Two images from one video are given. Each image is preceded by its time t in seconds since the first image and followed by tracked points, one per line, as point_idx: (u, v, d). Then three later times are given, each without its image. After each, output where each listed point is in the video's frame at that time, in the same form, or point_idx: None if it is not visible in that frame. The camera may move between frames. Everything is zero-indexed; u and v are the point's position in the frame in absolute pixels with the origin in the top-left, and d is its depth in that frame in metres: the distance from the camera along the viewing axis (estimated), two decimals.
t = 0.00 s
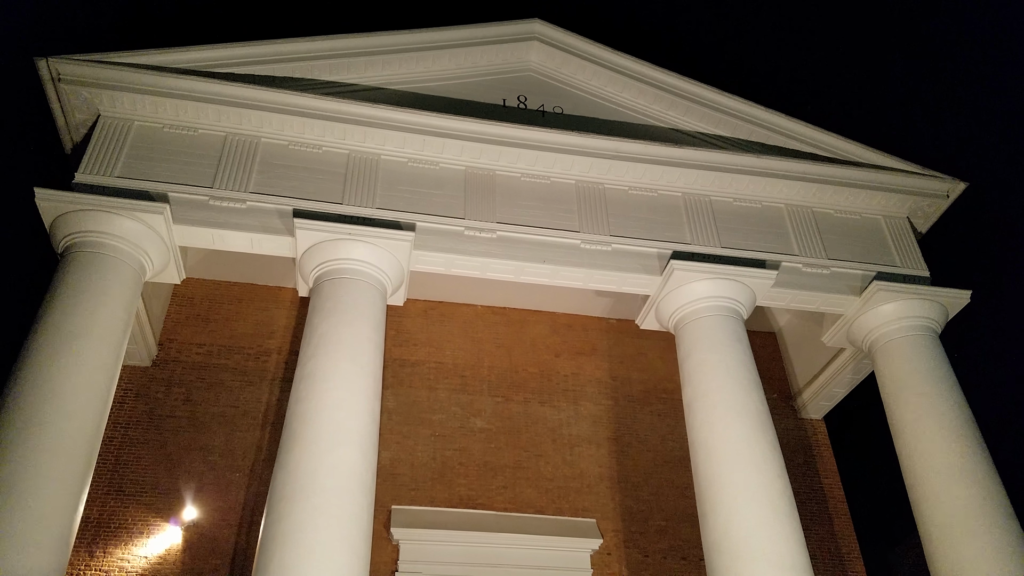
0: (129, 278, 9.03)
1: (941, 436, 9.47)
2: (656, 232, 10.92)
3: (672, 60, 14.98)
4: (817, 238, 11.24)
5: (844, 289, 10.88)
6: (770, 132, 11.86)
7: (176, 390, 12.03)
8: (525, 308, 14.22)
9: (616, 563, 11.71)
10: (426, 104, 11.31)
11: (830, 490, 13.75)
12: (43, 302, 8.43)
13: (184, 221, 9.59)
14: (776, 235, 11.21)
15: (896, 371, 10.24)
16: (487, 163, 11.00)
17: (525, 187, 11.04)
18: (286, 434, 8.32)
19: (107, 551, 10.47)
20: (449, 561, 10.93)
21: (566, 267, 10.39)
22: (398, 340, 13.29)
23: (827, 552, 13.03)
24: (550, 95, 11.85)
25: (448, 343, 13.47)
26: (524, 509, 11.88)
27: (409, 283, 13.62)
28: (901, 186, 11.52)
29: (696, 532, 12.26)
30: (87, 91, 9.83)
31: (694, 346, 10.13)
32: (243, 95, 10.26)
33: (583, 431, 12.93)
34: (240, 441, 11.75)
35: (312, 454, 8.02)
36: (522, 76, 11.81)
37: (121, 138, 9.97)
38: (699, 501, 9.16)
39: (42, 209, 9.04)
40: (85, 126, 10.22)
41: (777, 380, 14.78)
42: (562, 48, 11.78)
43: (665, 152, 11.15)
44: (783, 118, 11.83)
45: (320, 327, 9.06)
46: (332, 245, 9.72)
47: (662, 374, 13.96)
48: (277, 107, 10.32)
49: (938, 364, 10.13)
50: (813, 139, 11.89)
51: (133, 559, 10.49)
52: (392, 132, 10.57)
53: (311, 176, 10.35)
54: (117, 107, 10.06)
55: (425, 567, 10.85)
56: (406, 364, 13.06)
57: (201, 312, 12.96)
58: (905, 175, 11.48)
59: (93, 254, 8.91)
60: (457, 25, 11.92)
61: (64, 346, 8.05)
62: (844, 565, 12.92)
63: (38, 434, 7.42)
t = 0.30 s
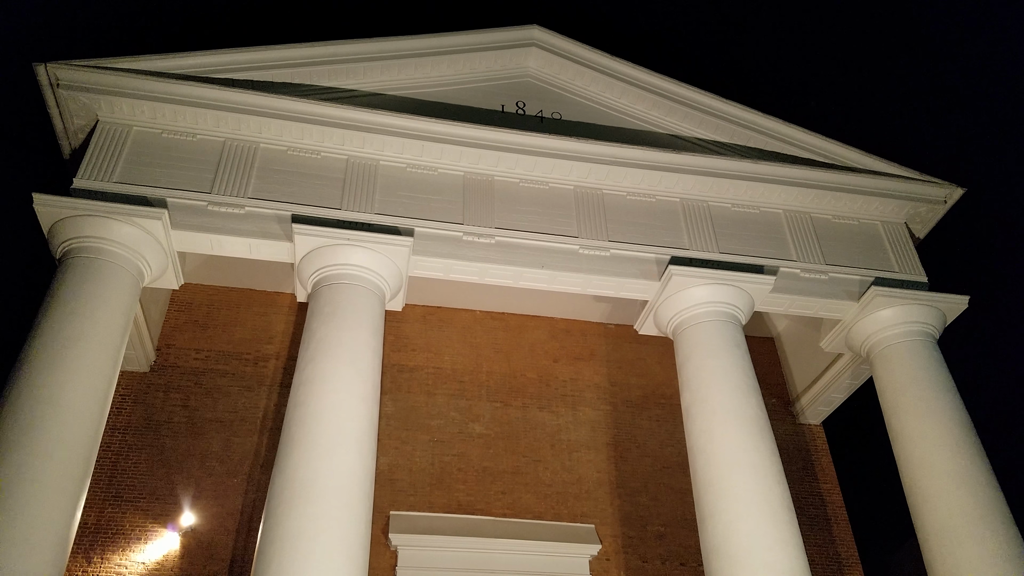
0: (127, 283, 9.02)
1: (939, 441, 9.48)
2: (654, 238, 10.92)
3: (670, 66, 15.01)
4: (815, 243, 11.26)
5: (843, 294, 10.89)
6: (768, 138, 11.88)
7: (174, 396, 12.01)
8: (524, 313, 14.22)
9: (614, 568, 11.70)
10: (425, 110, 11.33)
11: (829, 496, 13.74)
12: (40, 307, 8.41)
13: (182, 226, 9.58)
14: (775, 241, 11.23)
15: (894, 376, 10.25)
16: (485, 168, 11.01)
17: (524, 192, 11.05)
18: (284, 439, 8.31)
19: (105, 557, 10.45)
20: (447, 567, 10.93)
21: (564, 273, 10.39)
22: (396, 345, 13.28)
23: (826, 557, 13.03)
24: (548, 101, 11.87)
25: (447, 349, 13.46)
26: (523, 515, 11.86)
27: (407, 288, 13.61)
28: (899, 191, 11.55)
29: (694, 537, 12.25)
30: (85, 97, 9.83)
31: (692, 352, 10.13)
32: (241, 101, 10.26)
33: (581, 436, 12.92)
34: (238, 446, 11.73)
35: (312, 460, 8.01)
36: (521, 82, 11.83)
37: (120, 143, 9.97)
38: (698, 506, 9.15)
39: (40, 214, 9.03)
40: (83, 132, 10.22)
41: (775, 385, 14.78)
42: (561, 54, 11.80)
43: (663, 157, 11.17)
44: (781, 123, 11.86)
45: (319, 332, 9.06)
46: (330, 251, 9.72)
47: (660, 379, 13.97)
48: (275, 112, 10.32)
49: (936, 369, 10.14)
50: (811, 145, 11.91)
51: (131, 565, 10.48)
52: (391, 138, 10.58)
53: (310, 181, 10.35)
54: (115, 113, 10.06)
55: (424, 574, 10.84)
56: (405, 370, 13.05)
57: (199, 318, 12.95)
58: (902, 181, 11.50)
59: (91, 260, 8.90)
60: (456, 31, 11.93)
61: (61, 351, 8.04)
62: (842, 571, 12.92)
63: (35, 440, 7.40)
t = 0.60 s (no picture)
0: (127, 286, 9.01)
1: (939, 443, 9.47)
2: (654, 240, 10.92)
3: (670, 68, 15.02)
4: (814, 246, 11.25)
5: (843, 297, 10.89)
6: (767, 140, 11.89)
7: (173, 399, 12.01)
8: (524, 315, 14.22)
9: (614, 571, 11.69)
10: (425, 112, 11.32)
11: (829, 498, 13.73)
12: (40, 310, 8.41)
13: (182, 229, 9.58)
14: (774, 243, 11.23)
15: (894, 379, 10.24)
16: (485, 171, 11.00)
17: (523, 195, 11.05)
18: (284, 442, 8.30)
19: (105, 560, 10.44)
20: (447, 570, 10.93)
21: (564, 275, 10.39)
22: (396, 348, 13.28)
23: (826, 560, 13.02)
24: (548, 104, 11.87)
25: (447, 351, 13.46)
26: (523, 518, 11.85)
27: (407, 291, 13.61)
28: (898, 194, 11.55)
29: (694, 540, 12.24)
30: (85, 100, 9.83)
31: (692, 355, 10.12)
32: (240, 104, 10.26)
33: (581, 439, 12.92)
34: (237, 449, 11.72)
35: (311, 462, 8.01)
36: (520, 84, 11.84)
37: (119, 146, 9.97)
38: (698, 509, 9.14)
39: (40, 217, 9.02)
40: (83, 134, 10.22)
41: (775, 388, 14.77)
42: (560, 57, 11.81)
43: (663, 160, 11.18)
44: (781, 126, 11.87)
45: (318, 336, 9.05)
46: (330, 254, 9.71)
47: (660, 381, 13.96)
48: (274, 115, 10.33)
49: (936, 371, 10.13)
50: (810, 147, 11.92)
51: (130, 568, 10.47)
52: (391, 140, 10.59)
53: (309, 184, 10.35)
54: (115, 116, 10.05)
55: None
56: (405, 372, 13.05)
57: (198, 321, 12.94)
58: (901, 183, 11.51)
59: (91, 263, 8.89)
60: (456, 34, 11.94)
61: (61, 354, 8.03)
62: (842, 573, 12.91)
63: (34, 443, 7.39)
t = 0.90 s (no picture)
0: (126, 288, 9.01)
1: (939, 443, 9.47)
2: (653, 241, 10.92)
3: (669, 69, 15.03)
4: (813, 246, 11.26)
5: (841, 297, 10.89)
6: (766, 141, 11.90)
7: (173, 400, 12.01)
8: (524, 316, 14.22)
9: (614, 571, 11.69)
10: (424, 113, 11.32)
11: (829, 498, 13.73)
12: (40, 312, 8.41)
13: (181, 230, 9.57)
14: (774, 244, 11.23)
15: (893, 379, 10.24)
16: (485, 172, 11.01)
17: (522, 195, 11.05)
18: (284, 443, 8.31)
19: (105, 561, 10.45)
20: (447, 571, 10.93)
21: (563, 276, 10.39)
22: (396, 349, 13.28)
23: (825, 560, 13.02)
24: (547, 105, 11.87)
25: (446, 353, 13.46)
26: (522, 518, 11.86)
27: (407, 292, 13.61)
28: (896, 194, 11.56)
29: (693, 541, 12.24)
30: (84, 101, 9.84)
31: (691, 355, 10.12)
32: (238, 105, 10.25)
33: (581, 440, 12.92)
34: (237, 450, 11.72)
35: (311, 463, 8.01)
36: (519, 85, 11.85)
37: (118, 148, 9.96)
38: (697, 509, 9.14)
39: (38, 219, 9.02)
40: (82, 136, 10.22)
41: (775, 388, 14.77)
42: (560, 58, 11.83)
43: (662, 160, 11.19)
44: (780, 126, 11.88)
45: (317, 336, 9.06)
46: (329, 255, 9.71)
47: (660, 382, 13.97)
48: (273, 116, 10.33)
49: (935, 371, 10.14)
50: (809, 147, 11.92)
51: (130, 569, 10.46)
52: (390, 141, 10.59)
53: (308, 185, 10.35)
54: (114, 117, 10.05)
55: None
56: (404, 373, 13.05)
57: (198, 322, 12.94)
58: (900, 183, 11.51)
59: (90, 264, 8.89)
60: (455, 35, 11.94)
61: (60, 356, 8.02)
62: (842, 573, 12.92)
63: (33, 444, 7.39)
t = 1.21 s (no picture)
0: (125, 286, 9.00)
1: (938, 442, 9.48)
2: (652, 240, 10.92)
3: (669, 68, 15.03)
4: (812, 245, 11.26)
5: (840, 297, 10.90)
6: (766, 140, 11.89)
7: (172, 398, 12.01)
8: (522, 315, 14.22)
9: (613, 570, 11.71)
10: (423, 112, 11.31)
11: (827, 497, 13.76)
12: (38, 311, 8.40)
13: (179, 230, 9.56)
14: (773, 243, 11.23)
15: (892, 378, 10.25)
16: (484, 171, 11.00)
17: (522, 195, 11.05)
18: (283, 441, 8.30)
19: (104, 559, 10.45)
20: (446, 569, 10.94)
21: (562, 275, 10.39)
22: (394, 348, 13.29)
23: (824, 559, 13.03)
24: (546, 103, 11.86)
25: (445, 351, 13.46)
26: (521, 517, 11.88)
27: (406, 291, 13.61)
28: (896, 193, 11.56)
29: (692, 540, 12.25)
30: (83, 100, 9.82)
31: (690, 354, 10.12)
32: (237, 104, 10.24)
33: (580, 439, 12.93)
34: (236, 448, 11.73)
35: (309, 462, 8.01)
36: (518, 84, 11.84)
37: (116, 147, 9.95)
38: (696, 509, 9.15)
39: (37, 218, 9.01)
40: (80, 135, 10.20)
41: (773, 387, 14.78)
42: (559, 57, 11.81)
43: (661, 159, 11.18)
44: (780, 126, 11.88)
45: (316, 335, 9.06)
46: (328, 254, 9.71)
47: (658, 381, 13.98)
48: (271, 115, 10.32)
49: (934, 370, 10.15)
50: (808, 147, 11.92)
51: (129, 568, 10.47)
52: (389, 140, 10.58)
53: (306, 184, 10.34)
54: (112, 116, 10.04)
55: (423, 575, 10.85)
56: (403, 372, 13.05)
57: (197, 321, 12.94)
58: (899, 182, 11.51)
59: (88, 263, 8.89)
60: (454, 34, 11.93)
61: (58, 355, 8.01)
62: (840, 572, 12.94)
63: (32, 443, 7.39)
